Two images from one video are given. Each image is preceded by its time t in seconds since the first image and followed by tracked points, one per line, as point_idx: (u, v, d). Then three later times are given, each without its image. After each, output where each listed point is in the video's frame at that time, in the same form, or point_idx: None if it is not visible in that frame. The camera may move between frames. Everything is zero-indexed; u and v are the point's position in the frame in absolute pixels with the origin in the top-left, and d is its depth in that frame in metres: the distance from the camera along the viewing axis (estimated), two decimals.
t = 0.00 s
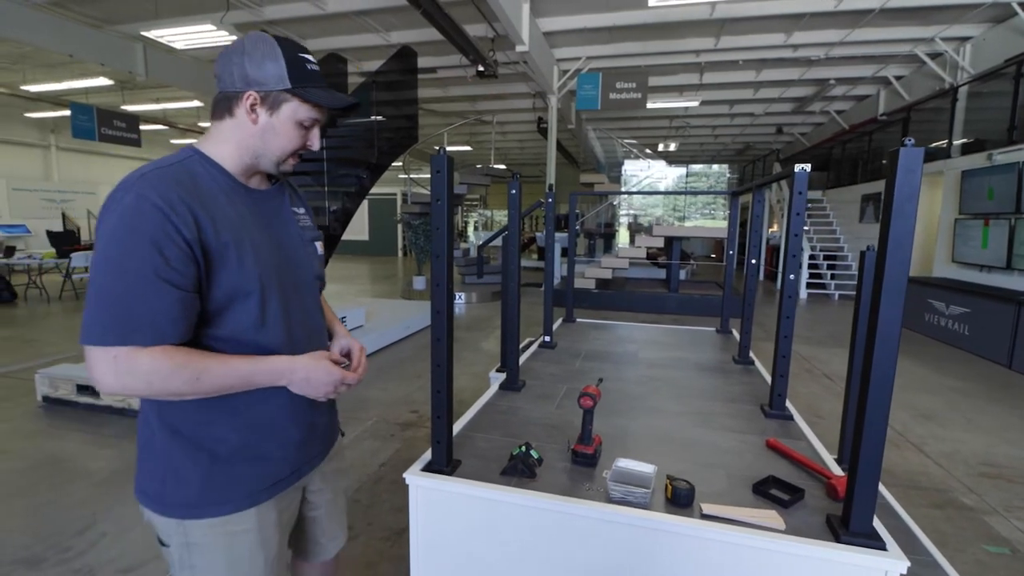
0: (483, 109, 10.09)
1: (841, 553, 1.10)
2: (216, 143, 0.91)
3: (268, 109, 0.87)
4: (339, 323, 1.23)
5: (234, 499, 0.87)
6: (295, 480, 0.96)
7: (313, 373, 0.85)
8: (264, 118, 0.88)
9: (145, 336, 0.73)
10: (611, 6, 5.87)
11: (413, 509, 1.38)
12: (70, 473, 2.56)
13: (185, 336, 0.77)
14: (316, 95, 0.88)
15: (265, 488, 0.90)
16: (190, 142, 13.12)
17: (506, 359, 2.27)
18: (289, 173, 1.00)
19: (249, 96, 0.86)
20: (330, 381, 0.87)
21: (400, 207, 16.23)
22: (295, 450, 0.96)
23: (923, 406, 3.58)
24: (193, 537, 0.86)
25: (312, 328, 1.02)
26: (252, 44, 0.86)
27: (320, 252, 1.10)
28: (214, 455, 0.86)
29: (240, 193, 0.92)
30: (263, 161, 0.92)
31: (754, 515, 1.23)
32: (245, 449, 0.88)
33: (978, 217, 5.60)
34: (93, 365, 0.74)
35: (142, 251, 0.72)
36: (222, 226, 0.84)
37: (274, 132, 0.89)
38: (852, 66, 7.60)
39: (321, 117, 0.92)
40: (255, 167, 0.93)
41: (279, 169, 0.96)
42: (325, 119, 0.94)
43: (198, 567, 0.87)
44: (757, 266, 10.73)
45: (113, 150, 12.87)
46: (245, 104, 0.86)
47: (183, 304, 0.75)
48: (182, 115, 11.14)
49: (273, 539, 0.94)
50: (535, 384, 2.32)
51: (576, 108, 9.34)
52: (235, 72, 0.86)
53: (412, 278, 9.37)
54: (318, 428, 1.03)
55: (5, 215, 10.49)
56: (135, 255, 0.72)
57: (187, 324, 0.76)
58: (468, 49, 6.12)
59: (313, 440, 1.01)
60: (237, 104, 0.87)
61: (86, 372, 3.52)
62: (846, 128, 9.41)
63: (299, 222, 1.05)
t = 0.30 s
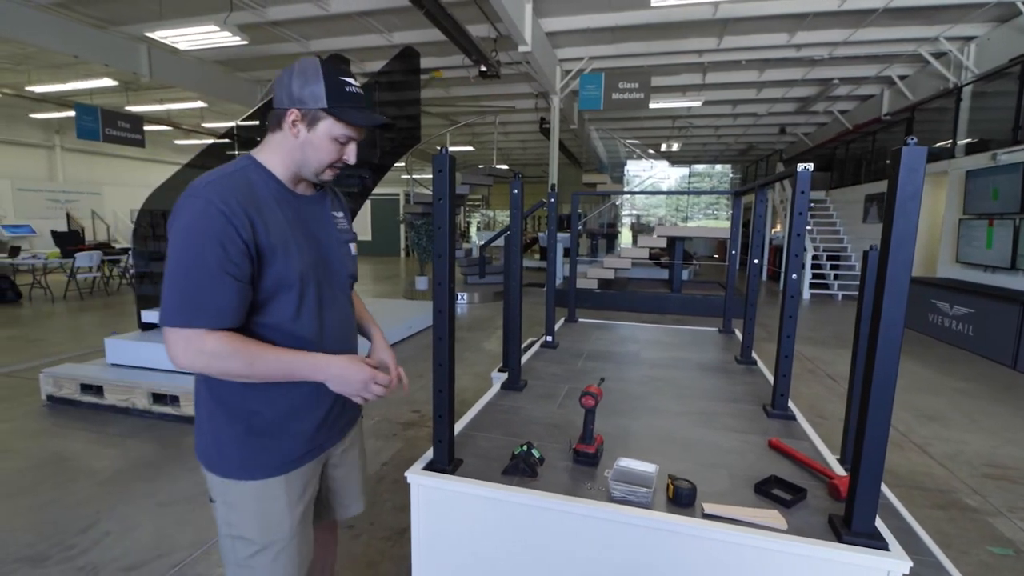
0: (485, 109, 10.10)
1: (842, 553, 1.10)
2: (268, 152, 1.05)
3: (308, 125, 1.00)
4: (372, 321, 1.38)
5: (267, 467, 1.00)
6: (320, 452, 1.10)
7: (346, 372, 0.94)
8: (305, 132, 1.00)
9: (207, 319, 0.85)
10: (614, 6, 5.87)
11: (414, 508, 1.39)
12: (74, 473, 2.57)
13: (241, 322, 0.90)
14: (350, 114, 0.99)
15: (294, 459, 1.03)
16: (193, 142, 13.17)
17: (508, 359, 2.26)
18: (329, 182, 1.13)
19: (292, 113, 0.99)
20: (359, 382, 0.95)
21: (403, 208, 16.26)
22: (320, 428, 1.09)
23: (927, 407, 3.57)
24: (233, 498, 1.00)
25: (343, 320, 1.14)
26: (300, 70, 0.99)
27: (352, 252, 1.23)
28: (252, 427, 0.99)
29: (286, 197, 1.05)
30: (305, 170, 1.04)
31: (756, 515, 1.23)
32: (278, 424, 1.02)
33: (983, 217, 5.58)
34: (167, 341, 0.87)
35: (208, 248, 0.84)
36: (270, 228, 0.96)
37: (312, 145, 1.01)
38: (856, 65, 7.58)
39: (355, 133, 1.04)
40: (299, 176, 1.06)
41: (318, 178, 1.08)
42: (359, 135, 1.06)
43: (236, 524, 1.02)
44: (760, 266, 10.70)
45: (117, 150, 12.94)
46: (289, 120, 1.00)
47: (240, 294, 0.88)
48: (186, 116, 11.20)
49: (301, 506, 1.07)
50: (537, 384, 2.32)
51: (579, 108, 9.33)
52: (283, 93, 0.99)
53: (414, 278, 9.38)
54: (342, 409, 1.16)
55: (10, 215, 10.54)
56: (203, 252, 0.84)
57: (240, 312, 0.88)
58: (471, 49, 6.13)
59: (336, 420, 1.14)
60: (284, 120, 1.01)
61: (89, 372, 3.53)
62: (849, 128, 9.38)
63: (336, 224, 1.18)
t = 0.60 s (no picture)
0: (487, 109, 10.10)
1: (843, 553, 1.09)
2: (298, 163, 1.18)
3: (329, 141, 1.11)
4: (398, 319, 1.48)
5: (284, 445, 1.15)
6: (330, 436, 1.24)
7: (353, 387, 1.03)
8: (326, 147, 1.12)
9: (239, 313, 1.00)
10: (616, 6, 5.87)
11: (415, 507, 1.39)
12: (78, 471, 2.59)
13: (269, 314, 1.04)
14: (365, 134, 1.09)
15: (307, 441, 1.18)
16: (196, 142, 13.20)
17: (509, 358, 2.26)
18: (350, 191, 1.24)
19: (316, 129, 1.11)
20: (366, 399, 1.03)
21: (405, 208, 16.27)
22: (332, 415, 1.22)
23: (930, 407, 3.55)
24: (256, 471, 1.16)
25: (358, 319, 1.27)
26: (326, 91, 1.10)
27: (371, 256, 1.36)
28: (273, 408, 1.15)
29: (311, 206, 1.18)
30: (326, 181, 1.17)
31: (757, 515, 1.22)
32: (296, 408, 1.17)
33: (986, 217, 5.56)
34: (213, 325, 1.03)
35: (243, 252, 0.99)
36: (295, 235, 1.10)
37: (332, 159, 1.13)
38: (858, 65, 7.55)
39: (371, 150, 1.14)
40: (322, 186, 1.19)
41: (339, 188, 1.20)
42: (376, 151, 1.17)
43: (257, 497, 1.18)
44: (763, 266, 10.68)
45: (120, 151, 12.98)
46: (314, 135, 1.12)
47: (267, 291, 1.02)
48: (189, 116, 11.23)
49: (313, 486, 1.21)
50: (538, 383, 2.33)
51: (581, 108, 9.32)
52: (311, 110, 1.12)
53: (416, 278, 9.39)
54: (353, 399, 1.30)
55: (14, 215, 10.59)
56: (238, 254, 0.99)
57: (267, 309, 1.03)
58: (473, 50, 6.15)
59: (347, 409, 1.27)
60: (310, 134, 1.13)
61: (92, 371, 3.54)
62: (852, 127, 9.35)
63: (358, 231, 1.31)
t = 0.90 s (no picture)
0: (488, 109, 10.10)
1: (844, 553, 1.09)
2: (298, 161, 1.18)
3: (329, 136, 1.11)
4: (399, 318, 1.48)
5: (288, 438, 1.15)
6: (336, 433, 1.24)
7: (356, 375, 1.04)
8: (327, 142, 1.12)
9: (243, 302, 1.00)
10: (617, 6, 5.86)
11: (414, 507, 1.38)
12: (79, 471, 2.60)
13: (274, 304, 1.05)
14: (364, 126, 1.09)
15: (312, 435, 1.18)
16: (197, 142, 13.22)
17: (509, 358, 2.26)
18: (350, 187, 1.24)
19: (316, 125, 1.11)
20: (369, 385, 1.04)
21: (406, 207, 16.27)
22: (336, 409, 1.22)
23: (932, 407, 3.54)
24: (261, 465, 1.17)
25: (360, 314, 1.27)
26: (326, 88, 1.10)
27: (373, 253, 1.36)
28: (276, 400, 1.16)
29: (313, 202, 1.19)
30: (326, 177, 1.17)
31: (757, 515, 1.22)
32: (299, 401, 1.17)
33: (988, 216, 5.55)
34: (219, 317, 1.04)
35: (246, 242, 1.00)
36: (297, 228, 1.11)
37: (333, 153, 1.13)
38: (859, 65, 7.54)
39: (370, 143, 1.14)
40: (324, 183, 1.19)
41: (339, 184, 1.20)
42: (375, 144, 1.16)
43: (263, 492, 1.18)
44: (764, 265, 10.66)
45: (122, 151, 13.02)
46: (314, 131, 1.12)
47: (272, 282, 1.02)
48: (191, 116, 11.26)
49: (319, 481, 1.21)
50: (538, 383, 2.32)
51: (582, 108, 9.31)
52: (310, 107, 1.12)
53: (417, 278, 9.39)
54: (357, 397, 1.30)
55: (16, 214, 10.62)
56: (242, 244, 1.00)
57: (272, 299, 1.03)
58: (474, 50, 6.15)
59: (351, 404, 1.27)
60: (310, 132, 1.13)
61: (93, 370, 3.54)
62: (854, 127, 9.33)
63: (358, 228, 1.31)
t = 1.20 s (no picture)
0: (489, 109, 10.10)
1: (843, 554, 1.09)
2: (296, 161, 1.19)
3: (327, 136, 1.12)
4: (397, 318, 1.48)
5: (287, 436, 1.15)
6: (336, 432, 1.24)
7: (355, 372, 1.04)
8: (325, 142, 1.12)
9: (242, 301, 1.00)
10: (618, 5, 5.86)
11: (413, 506, 1.38)
12: (80, 471, 2.60)
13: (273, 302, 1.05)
14: (361, 125, 1.09)
15: (310, 433, 1.18)
16: (198, 142, 13.23)
17: (509, 358, 2.26)
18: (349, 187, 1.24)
19: (315, 126, 1.11)
20: (368, 382, 1.04)
21: (406, 208, 16.28)
22: (335, 407, 1.22)
23: (932, 408, 3.54)
24: (261, 464, 1.17)
25: (358, 314, 1.27)
26: (324, 89, 1.11)
27: (371, 253, 1.35)
28: (275, 399, 1.16)
29: (311, 202, 1.19)
30: (324, 177, 1.17)
31: (757, 515, 1.22)
32: (298, 399, 1.17)
33: (989, 217, 5.54)
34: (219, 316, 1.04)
35: (244, 241, 1.00)
36: (296, 227, 1.11)
37: (331, 153, 1.13)
38: (860, 64, 7.53)
39: (367, 142, 1.14)
40: (323, 182, 1.19)
41: (337, 184, 1.20)
42: (372, 144, 1.17)
43: (263, 490, 1.18)
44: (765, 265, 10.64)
45: (123, 151, 13.04)
46: (313, 131, 1.12)
47: (270, 280, 1.03)
48: (191, 116, 11.29)
49: (318, 480, 1.21)
50: (538, 383, 2.32)
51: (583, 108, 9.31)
52: (308, 108, 1.12)
53: (418, 278, 9.40)
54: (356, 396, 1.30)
55: (18, 214, 10.64)
56: (241, 243, 1.00)
57: (271, 297, 1.03)
58: (474, 50, 6.15)
59: (350, 403, 1.28)
60: (308, 132, 1.14)
61: (93, 370, 3.55)
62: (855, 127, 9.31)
63: (357, 228, 1.31)
